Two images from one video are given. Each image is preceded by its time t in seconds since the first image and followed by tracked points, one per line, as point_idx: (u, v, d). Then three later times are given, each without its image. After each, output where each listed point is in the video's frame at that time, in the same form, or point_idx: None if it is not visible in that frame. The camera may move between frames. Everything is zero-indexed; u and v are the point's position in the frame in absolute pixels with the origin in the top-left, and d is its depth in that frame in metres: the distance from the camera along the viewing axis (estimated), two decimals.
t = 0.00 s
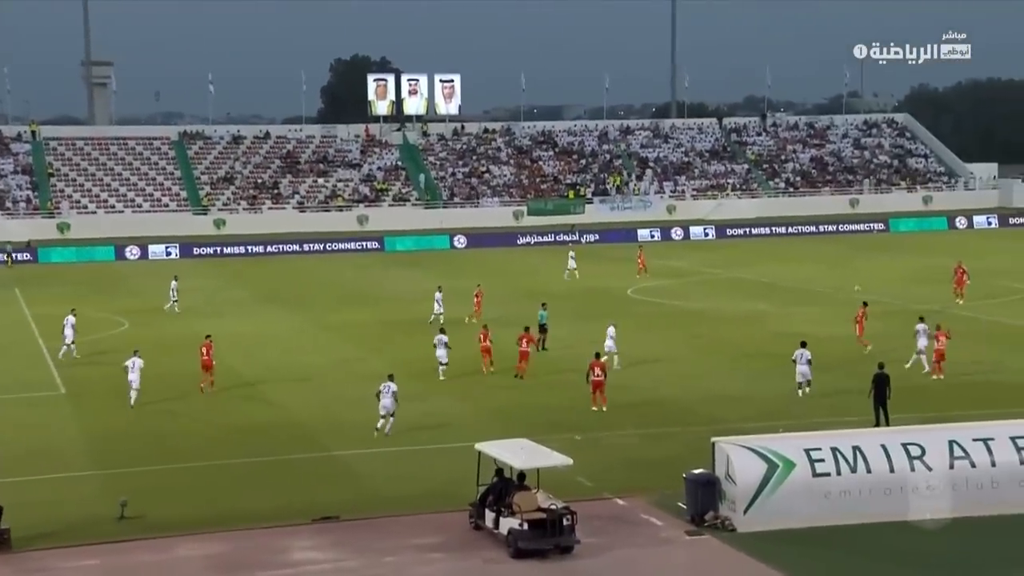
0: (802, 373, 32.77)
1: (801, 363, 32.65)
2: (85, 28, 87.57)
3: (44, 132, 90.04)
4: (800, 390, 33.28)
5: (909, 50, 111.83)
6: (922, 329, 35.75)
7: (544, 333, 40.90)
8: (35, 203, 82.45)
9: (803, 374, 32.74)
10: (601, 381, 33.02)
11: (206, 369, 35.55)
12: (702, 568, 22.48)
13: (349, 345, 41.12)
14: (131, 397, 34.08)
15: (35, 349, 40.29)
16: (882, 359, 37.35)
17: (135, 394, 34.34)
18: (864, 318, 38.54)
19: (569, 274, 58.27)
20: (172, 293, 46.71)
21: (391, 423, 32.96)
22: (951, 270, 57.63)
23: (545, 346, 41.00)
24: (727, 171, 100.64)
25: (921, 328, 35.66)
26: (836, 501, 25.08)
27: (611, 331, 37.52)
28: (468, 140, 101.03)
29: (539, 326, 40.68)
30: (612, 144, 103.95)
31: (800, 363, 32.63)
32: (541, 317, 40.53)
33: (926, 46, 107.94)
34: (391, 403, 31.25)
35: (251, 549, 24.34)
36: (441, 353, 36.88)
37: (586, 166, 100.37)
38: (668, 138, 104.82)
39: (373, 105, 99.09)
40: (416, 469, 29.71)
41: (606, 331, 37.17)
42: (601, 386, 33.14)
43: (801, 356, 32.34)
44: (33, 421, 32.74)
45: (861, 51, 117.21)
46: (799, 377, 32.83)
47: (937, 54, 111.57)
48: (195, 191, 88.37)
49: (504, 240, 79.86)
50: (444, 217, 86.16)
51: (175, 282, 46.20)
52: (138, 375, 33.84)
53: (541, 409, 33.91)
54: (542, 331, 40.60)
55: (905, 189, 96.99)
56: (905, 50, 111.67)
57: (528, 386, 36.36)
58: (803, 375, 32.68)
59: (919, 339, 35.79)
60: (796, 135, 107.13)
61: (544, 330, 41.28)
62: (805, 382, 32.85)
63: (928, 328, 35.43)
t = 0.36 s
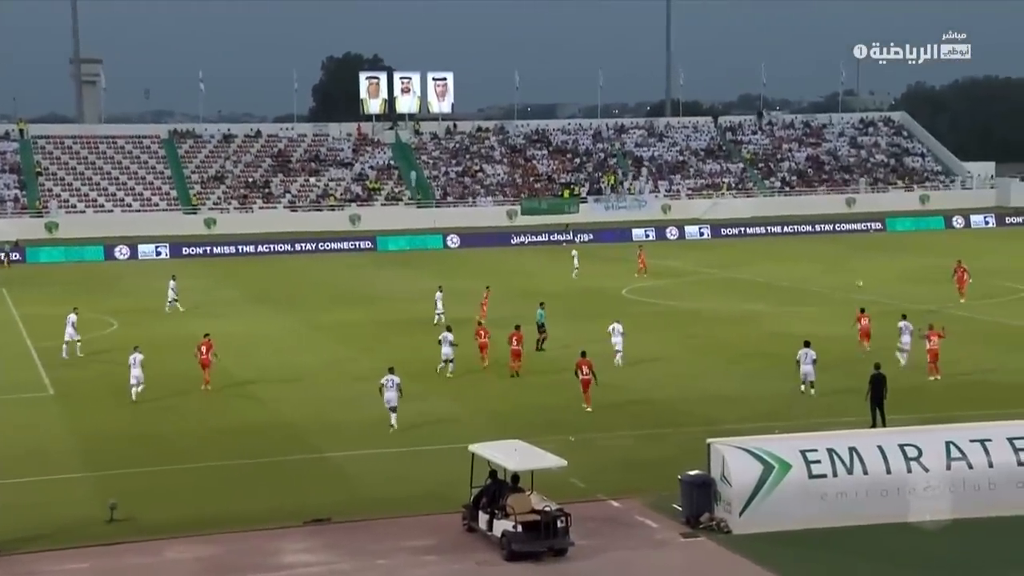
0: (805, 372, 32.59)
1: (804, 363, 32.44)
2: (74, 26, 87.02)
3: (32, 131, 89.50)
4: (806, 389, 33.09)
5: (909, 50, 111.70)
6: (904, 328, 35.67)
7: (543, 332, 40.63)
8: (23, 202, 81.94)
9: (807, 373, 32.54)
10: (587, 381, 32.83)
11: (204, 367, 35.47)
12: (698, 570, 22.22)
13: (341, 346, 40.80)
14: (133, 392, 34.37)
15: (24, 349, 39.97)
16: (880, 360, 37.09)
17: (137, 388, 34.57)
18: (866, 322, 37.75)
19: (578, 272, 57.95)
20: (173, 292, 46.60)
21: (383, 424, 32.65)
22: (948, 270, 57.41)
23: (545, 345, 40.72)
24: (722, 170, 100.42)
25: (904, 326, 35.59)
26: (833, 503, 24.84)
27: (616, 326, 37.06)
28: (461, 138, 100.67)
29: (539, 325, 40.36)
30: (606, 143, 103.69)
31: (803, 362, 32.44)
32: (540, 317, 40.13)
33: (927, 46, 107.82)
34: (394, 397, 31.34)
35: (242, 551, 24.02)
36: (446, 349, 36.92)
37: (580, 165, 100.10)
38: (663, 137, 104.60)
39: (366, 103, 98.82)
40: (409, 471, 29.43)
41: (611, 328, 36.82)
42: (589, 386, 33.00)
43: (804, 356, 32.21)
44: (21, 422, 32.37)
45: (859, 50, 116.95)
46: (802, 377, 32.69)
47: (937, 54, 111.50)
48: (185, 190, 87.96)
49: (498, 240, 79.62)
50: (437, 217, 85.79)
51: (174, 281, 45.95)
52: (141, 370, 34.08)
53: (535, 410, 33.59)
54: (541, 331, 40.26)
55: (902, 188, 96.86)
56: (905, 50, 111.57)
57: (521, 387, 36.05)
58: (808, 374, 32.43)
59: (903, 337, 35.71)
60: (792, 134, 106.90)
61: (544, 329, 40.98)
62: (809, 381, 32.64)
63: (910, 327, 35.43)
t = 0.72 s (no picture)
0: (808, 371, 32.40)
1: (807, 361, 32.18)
2: (69, 24, 86.66)
3: (26, 129, 89.17)
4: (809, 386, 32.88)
5: (909, 50, 111.54)
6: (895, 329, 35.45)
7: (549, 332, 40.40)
8: (17, 202, 81.62)
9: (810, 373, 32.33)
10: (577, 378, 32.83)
11: (207, 364, 35.51)
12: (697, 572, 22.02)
13: (337, 346, 40.58)
14: (142, 388, 34.53)
15: (18, 349, 39.76)
16: (881, 360, 36.87)
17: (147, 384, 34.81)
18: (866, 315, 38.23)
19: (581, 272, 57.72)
20: (178, 292, 46.42)
21: (380, 425, 32.41)
22: (948, 270, 57.21)
23: (550, 345, 40.52)
24: (722, 169, 100.22)
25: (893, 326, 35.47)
26: (833, 504, 24.64)
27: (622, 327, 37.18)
28: (459, 138, 100.43)
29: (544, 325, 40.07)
30: (606, 142, 103.44)
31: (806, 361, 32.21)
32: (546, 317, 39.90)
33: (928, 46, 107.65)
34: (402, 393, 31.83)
35: (238, 553, 23.80)
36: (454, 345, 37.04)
37: (579, 164, 99.91)
38: (662, 136, 104.36)
39: (363, 102, 98.20)
40: (406, 472, 29.19)
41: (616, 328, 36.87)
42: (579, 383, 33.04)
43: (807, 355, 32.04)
44: (17, 423, 32.14)
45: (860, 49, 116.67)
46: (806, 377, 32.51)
47: (938, 54, 111.37)
48: (181, 190, 87.69)
49: (496, 240, 79.42)
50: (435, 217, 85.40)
51: (179, 282, 45.79)
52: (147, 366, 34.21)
53: (533, 409, 33.35)
54: (547, 331, 40.05)
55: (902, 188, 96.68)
56: (905, 50, 111.40)
57: (519, 387, 35.83)
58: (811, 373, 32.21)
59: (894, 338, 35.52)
60: (792, 133, 106.61)
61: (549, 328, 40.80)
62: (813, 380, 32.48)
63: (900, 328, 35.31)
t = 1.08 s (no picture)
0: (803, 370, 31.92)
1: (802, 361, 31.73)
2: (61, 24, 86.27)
3: (18, 128, 88.82)
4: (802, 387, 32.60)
5: (909, 50, 111.36)
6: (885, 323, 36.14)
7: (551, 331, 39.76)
8: (9, 202, 81.35)
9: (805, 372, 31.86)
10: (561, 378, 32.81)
11: (207, 364, 35.59)
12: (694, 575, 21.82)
13: (332, 347, 40.37)
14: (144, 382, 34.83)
15: (10, 349, 39.55)
16: (880, 361, 36.68)
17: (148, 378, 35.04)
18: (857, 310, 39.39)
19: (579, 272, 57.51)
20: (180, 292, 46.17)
21: (375, 426, 32.17)
22: (948, 271, 57.05)
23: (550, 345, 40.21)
24: (719, 168, 100.07)
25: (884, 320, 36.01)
26: (831, 506, 24.43)
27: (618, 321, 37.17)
28: (455, 137, 100.21)
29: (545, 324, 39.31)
30: (602, 141, 103.21)
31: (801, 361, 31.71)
32: (547, 316, 39.14)
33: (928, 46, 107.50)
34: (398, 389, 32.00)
35: (232, 556, 23.56)
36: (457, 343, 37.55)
37: (575, 164, 99.77)
38: (659, 135, 104.14)
39: (358, 102, 97.77)
40: (402, 475, 28.97)
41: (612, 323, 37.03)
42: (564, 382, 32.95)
43: (801, 355, 31.59)
44: (9, 424, 31.85)
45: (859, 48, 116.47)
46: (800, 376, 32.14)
47: (938, 54, 111.24)
48: (174, 190, 87.45)
49: (492, 240, 79.18)
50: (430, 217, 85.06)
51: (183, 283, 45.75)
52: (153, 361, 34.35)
53: (528, 410, 33.10)
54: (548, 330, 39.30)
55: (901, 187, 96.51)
56: (905, 50, 111.25)
57: (516, 387, 35.64)
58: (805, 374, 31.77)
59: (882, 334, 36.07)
60: (790, 132, 106.29)
61: (552, 328, 40.36)
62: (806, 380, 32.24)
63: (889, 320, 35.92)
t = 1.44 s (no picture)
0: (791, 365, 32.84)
1: (791, 357, 32.75)
2: (51, 21, 85.84)
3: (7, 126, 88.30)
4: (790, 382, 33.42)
5: (909, 50, 111.33)
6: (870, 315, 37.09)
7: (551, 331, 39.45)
8: None
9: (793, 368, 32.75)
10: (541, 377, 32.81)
11: (205, 361, 35.65)
12: None
13: (325, 347, 40.12)
14: (153, 376, 35.44)
15: None
16: (878, 361, 36.54)
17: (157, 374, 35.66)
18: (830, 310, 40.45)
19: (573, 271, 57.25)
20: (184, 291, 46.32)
21: (368, 427, 31.90)
22: (944, 270, 56.92)
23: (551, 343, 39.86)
24: (716, 167, 99.98)
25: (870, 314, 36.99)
26: (828, 507, 24.24)
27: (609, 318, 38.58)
28: (449, 135, 99.93)
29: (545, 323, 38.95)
30: (598, 139, 102.98)
31: (790, 357, 32.77)
32: (547, 315, 38.83)
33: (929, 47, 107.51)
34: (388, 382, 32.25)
35: (224, 558, 23.31)
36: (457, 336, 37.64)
37: (571, 162, 99.54)
38: (654, 133, 103.92)
39: (352, 99, 97.57)
40: (397, 476, 28.70)
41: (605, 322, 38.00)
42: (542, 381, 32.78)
43: (789, 350, 32.68)
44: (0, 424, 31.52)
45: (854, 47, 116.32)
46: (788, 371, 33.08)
47: (938, 54, 111.21)
48: (166, 189, 87.07)
49: (487, 239, 78.91)
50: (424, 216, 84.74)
51: (183, 281, 45.64)
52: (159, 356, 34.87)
53: (523, 409, 32.83)
54: (547, 330, 38.94)
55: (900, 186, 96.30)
56: (905, 50, 111.18)
57: (511, 387, 35.44)
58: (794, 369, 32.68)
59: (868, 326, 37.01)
60: (786, 130, 106.24)
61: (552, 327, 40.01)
62: (796, 375, 32.93)
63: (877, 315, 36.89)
